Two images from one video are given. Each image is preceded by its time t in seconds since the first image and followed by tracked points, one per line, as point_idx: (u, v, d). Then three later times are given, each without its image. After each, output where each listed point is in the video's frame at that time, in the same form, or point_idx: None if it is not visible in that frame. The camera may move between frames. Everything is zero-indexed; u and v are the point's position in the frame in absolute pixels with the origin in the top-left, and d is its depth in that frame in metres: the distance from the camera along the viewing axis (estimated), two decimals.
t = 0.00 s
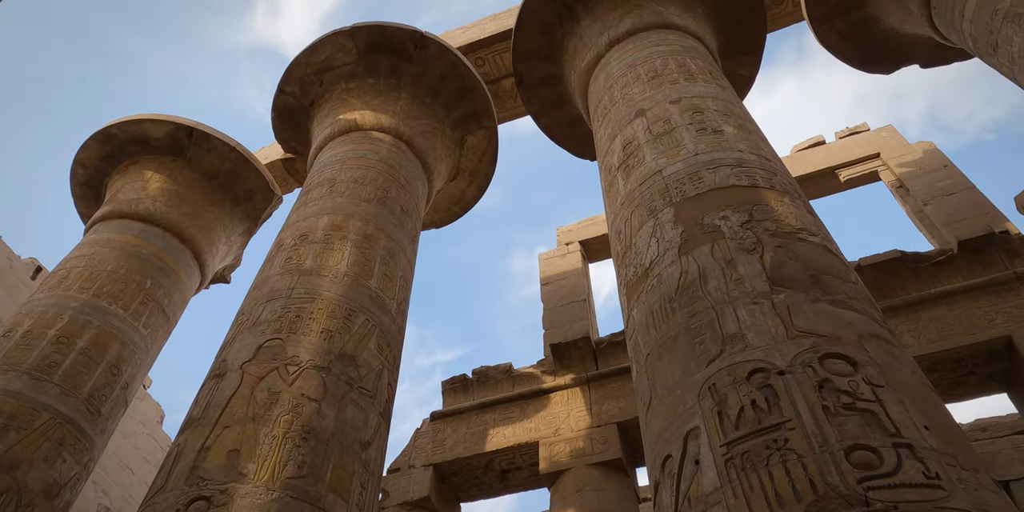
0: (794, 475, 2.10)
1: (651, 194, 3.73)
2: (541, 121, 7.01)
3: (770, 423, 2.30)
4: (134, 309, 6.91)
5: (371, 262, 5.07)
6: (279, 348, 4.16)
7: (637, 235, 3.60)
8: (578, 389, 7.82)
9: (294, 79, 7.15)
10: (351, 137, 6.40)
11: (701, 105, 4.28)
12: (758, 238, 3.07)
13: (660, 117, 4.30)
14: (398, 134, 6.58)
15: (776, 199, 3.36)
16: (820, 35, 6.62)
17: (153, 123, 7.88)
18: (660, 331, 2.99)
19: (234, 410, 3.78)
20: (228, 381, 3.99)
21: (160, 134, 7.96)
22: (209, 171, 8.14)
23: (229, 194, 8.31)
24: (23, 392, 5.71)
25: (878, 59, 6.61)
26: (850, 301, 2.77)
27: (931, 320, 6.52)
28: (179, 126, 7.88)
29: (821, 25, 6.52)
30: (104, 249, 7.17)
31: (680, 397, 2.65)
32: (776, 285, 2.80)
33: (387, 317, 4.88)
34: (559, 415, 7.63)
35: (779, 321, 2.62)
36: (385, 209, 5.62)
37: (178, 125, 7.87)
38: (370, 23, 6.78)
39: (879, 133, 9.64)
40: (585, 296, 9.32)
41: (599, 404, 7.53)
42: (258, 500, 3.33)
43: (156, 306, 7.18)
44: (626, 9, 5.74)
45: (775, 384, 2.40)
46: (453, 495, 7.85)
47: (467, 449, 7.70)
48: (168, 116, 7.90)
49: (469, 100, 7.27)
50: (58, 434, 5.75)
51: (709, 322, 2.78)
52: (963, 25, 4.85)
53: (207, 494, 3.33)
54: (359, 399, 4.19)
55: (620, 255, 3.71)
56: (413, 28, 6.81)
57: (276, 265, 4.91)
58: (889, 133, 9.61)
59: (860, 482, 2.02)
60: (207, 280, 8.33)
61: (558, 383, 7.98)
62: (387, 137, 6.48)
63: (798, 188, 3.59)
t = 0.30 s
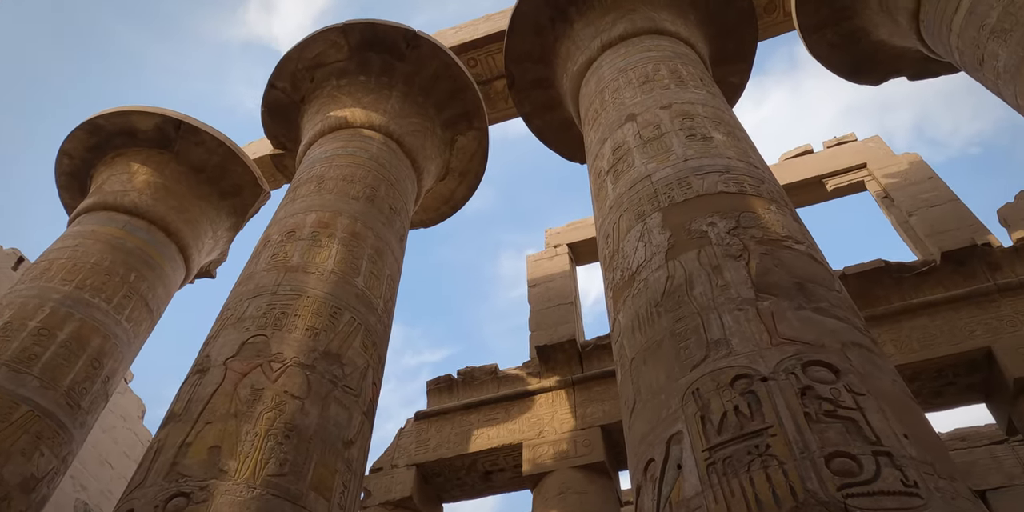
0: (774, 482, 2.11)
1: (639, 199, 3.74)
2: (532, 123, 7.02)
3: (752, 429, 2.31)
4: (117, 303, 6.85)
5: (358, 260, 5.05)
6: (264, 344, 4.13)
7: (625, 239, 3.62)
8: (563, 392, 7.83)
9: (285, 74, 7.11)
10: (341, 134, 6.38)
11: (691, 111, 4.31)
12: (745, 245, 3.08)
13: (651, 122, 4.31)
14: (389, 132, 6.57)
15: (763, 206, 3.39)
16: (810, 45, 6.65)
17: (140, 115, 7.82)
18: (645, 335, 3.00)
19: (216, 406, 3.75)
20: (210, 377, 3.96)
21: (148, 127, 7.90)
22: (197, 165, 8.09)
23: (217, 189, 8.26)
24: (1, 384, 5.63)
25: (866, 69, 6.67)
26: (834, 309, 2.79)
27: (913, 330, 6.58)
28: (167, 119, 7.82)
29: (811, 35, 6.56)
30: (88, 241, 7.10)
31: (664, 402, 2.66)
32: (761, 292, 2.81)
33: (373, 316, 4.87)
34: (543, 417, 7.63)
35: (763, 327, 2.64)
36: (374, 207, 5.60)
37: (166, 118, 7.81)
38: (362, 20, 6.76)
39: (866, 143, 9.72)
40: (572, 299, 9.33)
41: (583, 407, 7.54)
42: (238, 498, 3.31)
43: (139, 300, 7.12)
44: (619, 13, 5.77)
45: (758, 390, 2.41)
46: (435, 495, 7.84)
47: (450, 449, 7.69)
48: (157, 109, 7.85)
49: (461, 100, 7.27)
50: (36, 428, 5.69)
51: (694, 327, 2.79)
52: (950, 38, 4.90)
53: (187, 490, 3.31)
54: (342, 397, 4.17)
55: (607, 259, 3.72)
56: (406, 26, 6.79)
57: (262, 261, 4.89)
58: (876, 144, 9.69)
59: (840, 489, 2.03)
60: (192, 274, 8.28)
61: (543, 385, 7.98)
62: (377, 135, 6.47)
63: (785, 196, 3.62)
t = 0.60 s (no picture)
0: (755, 487, 2.12)
1: (628, 203, 3.75)
2: (523, 125, 7.03)
3: (734, 434, 2.32)
4: (100, 296, 6.79)
5: (345, 258, 5.03)
6: (248, 341, 4.11)
7: (613, 243, 3.62)
8: (548, 394, 7.84)
9: (275, 70, 7.07)
10: (331, 131, 6.36)
11: (681, 117, 4.32)
12: (731, 252, 3.10)
13: (641, 127, 4.33)
14: (379, 131, 6.55)
15: (750, 214, 3.40)
16: (801, 54, 6.69)
17: (128, 106, 7.75)
18: (630, 339, 3.01)
19: (198, 402, 3.72)
20: (193, 373, 3.93)
21: (135, 119, 7.83)
22: (184, 159, 8.03)
23: (204, 183, 8.20)
24: None
25: (855, 80, 6.72)
26: (818, 317, 2.81)
27: (896, 339, 6.64)
28: (155, 111, 7.76)
29: (802, 44, 6.61)
30: (72, 233, 7.02)
31: (648, 406, 2.67)
32: (747, 299, 2.83)
33: (359, 314, 4.85)
34: (527, 419, 7.63)
35: (748, 334, 2.65)
36: (362, 205, 5.58)
37: (154, 110, 7.75)
38: (355, 18, 6.73)
39: (854, 153, 9.79)
40: (559, 302, 9.34)
41: (568, 409, 7.55)
42: (219, 495, 3.29)
43: (123, 294, 7.06)
44: (612, 18, 5.78)
45: (742, 396, 2.42)
46: (418, 496, 7.82)
47: (434, 450, 7.67)
48: (145, 101, 7.78)
49: (452, 100, 7.26)
50: (14, 420, 5.63)
51: (679, 332, 2.80)
52: (937, 51, 4.95)
53: (167, 487, 3.28)
54: (326, 395, 4.16)
55: (595, 262, 3.73)
56: (399, 25, 6.77)
57: (249, 257, 4.86)
58: (863, 154, 9.77)
59: (820, 495, 2.04)
60: (177, 269, 8.22)
61: (528, 387, 7.98)
62: (367, 133, 6.45)
63: (772, 204, 3.64)
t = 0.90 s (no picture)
0: (738, 492, 2.13)
1: (618, 207, 3.76)
2: (515, 127, 7.03)
3: (718, 439, 2.33)
4: (83, 289, 6.72)
5: (333, 256, 5.01)
6: (233, 337, 4.08)
7: (601, 246, 3.63)
8: (534, 396, 7.83)
9: (267, 65, 7.03)
10: (321, 128, 6.33)
11: (672, 122, 4.34)
12: (719, 257, 3.11)
13: (632, 131, 4.34)
14: (370, 129, 6.53)
15: (738, 220, 3.42)
16: (792, 63, 6.73)
17: (117, 98, 7.69)
18: (617, 343, 3.01)
19: (181, 398, 3.69)
20: (177, 369, 3.90)
21: (124, 111, 7.77)
22: (173, 152, 7.97)
23: (192, 178, 8.15)
24: None
25: (845, 90, 6.77)
26: (803, 324, 2.83)
27: (880, 348, 6.69)
28: (144, 104, 7.70)
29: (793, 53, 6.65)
30: (56, 225, 6.95)
31: (633, 410, 2.67)
32: (733, 304, 2.84)
33: (346, 313, 4.84)
34: (513, 421, 7.63)
35: (733, 339, 2.66)
36: (352, 203, 5.56)
37: (143, 103, 7.69)
38: (348, 15, 6.71)
39: (842, 162, 9.86)
40: (546, 304, 9.35)
41: (554, 412, 7.55)
42: (201, 492, 3.26)
43: (107, 287, 7.00)
44: (606, 22, 5.80)
45: (726, 401, 2.43)
46: (402, 496, 7.80)
47: (418, 450, 7.65)
48: (134, 94, 7.72)
49: (444, 100, 7.25)
50: None
51: (665, 337, 2.81)
52: (926, 63, 5.00)
53: (148, 483, 3.25)
54: (311, 393, 4.14)
55: (583, 265, 3.73)
56: (392, 23, 6.75)
57: (236, 253, 4.83)
58: (851, 163, 9.84)
59: (801, 501, 2.05)
60: (163, 263, 8.15)
61: (514, 389, 7.98)
62: (358, 131, 6.43)
63: (760, 211, 3.65)
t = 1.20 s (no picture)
0: (723, 496, 2.13)
1: (608, 210, 3.76)
2: (507, 128, 7.03)
3: (703, 443, 2.33)
4: (69, 283, 6.66)
5: (323, 253, 5.00)
6: (219, 334, 4.06)
7: (591, 249, 3.64)
8: (521, 397, 7.83)
9: (259, 61, 7.01)
10: (313, 125, 6.31)
11: (664, 126, 4.35)
12: (708, 262, 3.12)
13: (624, 135, 4.35)
14: (362, 127, 6.52)
15: (728, 225, 3.43)
16: (784, 70, 6.77)
17: (106, 91, 7.63)
18: (605, 346, 3.02)
19: (166, 395, 3.67)
20: (163, 365, 3.88)
21: (114, 104, 7.72)
22: (162, 146, 7.92)
23: (182, 173, 8.10)
24: None
25: (836, 97, 6.81)
26: (790, 330, 2.84)
27: (865, 355, 6.74)
28: (134, 97, 7.65)
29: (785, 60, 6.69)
30: (42, 218, 6.89)
31: (620, 413, 2.67)
32: (721, 309, 2.85)
33: (335, 311, 4.82)
34: (500, 422, 7.62)
35: (721, 344, 2.67)
36: (342, 201, 5.54)
37: (133, 96, 7.64)
38: (342, 13, 6.69)
39: (831, 169, 9.92)
40: (536, 305, 9.35)
41: (541, 413, 7.55)
42: (184, 489, 3.24)
43: (93, 282, 6.94)
44: (600, 26, 5.81)
45: (712, 406, 2.44)
46: (387, 496, 7.78)
47: (405, 450, 7.63)
48: (125, 87, 7.67)
49: (437, 100, 7.25)
50: None
51: (653, 340, 2.82)
52: (915, 74, 5.04)
53: (131, 479, 3.23)
54: (298, 392, 4.12)
55: (573, 267, 3.73)
56: (386, 22, 6.74)
57: (224, 249, 4.81)
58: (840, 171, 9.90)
59: (785, 506, 2.06)
60: (150, 258, 8.10)
61: (502, 390, 7.97)
62: (350, 129, 6.41)
63: (750, 216, 3.67)
